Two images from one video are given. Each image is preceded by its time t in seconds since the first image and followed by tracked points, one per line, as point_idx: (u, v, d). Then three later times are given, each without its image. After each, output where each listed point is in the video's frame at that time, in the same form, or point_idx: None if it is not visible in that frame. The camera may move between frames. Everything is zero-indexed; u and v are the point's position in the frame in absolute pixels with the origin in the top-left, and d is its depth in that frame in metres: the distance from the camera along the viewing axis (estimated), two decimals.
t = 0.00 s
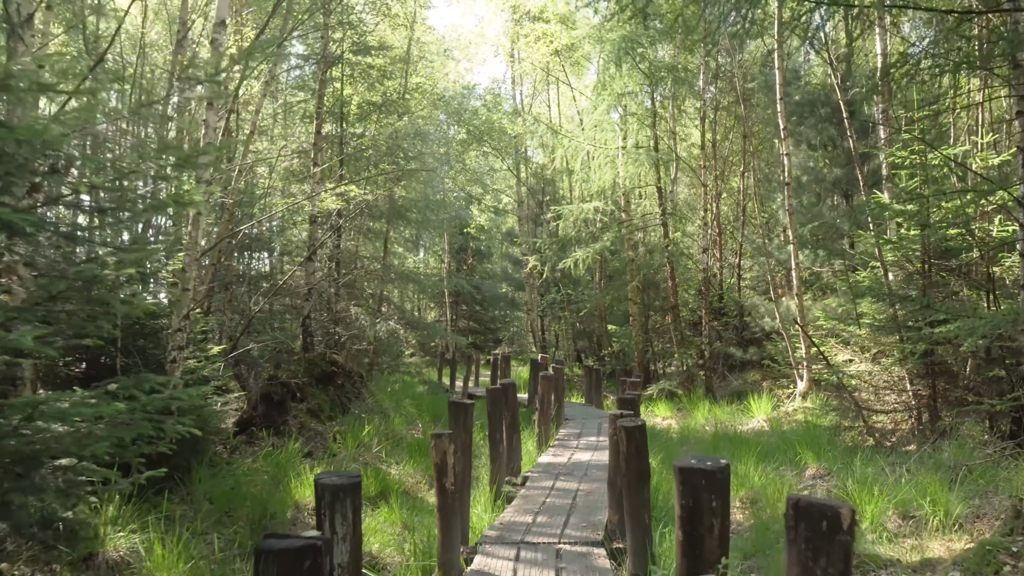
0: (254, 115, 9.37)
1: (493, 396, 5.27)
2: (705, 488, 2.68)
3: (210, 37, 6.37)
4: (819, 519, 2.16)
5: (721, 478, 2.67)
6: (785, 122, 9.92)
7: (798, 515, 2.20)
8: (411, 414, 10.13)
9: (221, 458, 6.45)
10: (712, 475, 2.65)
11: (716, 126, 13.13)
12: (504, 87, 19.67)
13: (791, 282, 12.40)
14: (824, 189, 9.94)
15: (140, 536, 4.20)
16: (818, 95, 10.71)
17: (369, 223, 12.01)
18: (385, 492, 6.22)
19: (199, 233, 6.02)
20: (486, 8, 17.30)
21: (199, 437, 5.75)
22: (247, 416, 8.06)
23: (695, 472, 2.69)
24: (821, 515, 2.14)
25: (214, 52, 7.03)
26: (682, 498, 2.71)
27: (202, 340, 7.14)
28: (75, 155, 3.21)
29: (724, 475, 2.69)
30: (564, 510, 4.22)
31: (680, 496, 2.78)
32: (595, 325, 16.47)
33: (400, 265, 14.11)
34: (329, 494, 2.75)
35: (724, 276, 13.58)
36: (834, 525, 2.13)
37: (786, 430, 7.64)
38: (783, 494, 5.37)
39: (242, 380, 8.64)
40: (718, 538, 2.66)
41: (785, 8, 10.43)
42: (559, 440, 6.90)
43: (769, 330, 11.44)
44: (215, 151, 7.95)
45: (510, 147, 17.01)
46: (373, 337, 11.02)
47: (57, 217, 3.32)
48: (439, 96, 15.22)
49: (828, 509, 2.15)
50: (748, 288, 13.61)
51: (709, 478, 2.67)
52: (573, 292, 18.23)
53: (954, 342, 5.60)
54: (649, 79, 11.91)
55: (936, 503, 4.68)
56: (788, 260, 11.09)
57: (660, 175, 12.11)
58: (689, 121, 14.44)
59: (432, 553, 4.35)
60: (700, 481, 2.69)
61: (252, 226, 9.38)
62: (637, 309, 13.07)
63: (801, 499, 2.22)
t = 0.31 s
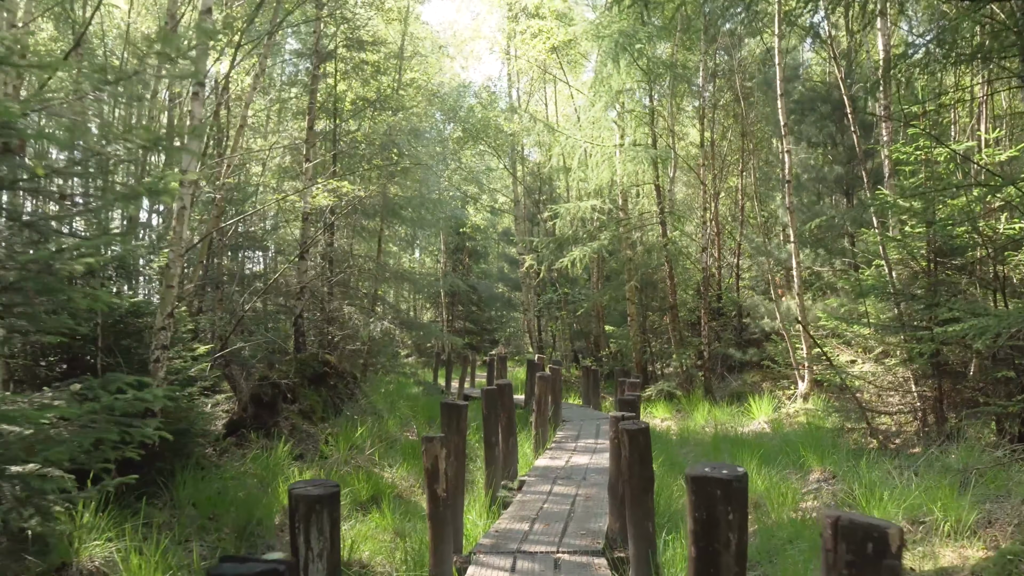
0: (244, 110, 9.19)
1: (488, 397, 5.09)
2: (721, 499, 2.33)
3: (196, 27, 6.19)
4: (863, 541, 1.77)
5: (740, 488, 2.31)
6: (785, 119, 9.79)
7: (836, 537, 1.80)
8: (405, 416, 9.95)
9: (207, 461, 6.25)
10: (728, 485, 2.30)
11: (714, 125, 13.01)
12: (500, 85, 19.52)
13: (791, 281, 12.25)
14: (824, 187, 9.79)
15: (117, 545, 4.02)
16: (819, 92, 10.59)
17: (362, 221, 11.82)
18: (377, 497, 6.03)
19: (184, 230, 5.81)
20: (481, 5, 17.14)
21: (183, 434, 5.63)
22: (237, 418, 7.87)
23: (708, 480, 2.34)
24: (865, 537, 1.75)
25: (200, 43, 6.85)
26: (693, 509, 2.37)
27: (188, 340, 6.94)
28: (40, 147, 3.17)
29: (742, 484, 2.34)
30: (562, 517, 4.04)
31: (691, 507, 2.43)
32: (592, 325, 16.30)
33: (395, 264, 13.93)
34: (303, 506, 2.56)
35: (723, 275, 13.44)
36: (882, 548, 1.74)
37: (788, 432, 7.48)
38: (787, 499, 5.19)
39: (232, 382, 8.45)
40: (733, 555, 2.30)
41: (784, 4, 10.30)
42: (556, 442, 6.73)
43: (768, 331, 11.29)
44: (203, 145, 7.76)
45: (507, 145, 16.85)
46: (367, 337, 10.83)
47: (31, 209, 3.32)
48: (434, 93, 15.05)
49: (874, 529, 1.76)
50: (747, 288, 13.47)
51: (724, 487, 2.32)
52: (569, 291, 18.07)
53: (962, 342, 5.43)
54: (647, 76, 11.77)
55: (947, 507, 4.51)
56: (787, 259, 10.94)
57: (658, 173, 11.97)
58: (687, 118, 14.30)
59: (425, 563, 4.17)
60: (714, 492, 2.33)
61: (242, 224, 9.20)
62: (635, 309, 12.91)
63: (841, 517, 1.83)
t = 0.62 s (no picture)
0: (234, 103, 8.97)
1: (483, 399, 4.88)
2: (750, 522, 1.98)
3: (182, 13, 5.98)
4: None
5: (771, 510, 1.96)
6: (786, 115, 9.62)
7: None
8: (399, 417, 9.73)
9: (192, 466, 6.01)
10: (758, 506, 1.96)
11: (713, 122, 12.84)
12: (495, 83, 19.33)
13: (790, 281, 12.09)
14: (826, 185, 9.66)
15: (89, 557, 3.79)
16: (819, 88, 10.43)
17: (355, 218, 11.62)
18: (369, 503, 5.80)
19: (166, 225, 5.57)
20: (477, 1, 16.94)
21: (166, 437, 5.53)
22: (225, 420, 7.63)
23: (733, 500, 2.00)
24: None
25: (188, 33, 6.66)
26: (718, 535, 2.02)
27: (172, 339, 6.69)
28: (1, 133, 3.33)
29: (773, 505, 1.98)
30: (561, 526, 3.84)
31: (712, 531, 2.08)
32: (588, 325, 16.12)
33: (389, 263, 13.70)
34: (274, 528, 2.38)
35: (721, 274, 13.28)
36: None
37: (790, 434, 7.30)
38: (792, 503, 4.99)
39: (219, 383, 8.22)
40: None
41: None
42: (554, 445, 6.52)
43: (768, 331, 11.12)
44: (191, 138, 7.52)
45: (501, 143, 16.63)
46: (359, 337, 10.60)
47: None
48: (428, 89, 14.84)
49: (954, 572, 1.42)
50: (745, 287, 13.32)
51: (754, 509, 1.97)
52: (565, 291, 17.88)
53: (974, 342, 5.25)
54: (645, 72, 11.59)
55: (958, 513, 4.33)
56: (788, 258, 10.77)
57: (655, 171, 11.79)
58: (685, 116, 14.13)
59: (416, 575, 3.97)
60: (740, 513, 1.99)
61: (231, 221, 8.96)
62: (632, 309, 12.73)
63: (912, 555, 1.48)
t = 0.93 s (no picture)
0: (224, 98, 8.77)
1: (479, 401, 4.72)
2: (784, 545, 1.69)
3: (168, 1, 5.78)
4: None
5: (810, 531, 1.68)
6: (786, 113, 9.50)
7: None
8: (392, 419, 9.55)
9: (177, 471, 5.80)
10: (795, 526, 1.67)
11: (710, 120, 12.74)
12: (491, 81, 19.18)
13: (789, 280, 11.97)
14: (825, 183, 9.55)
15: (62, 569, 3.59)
16: (819, 85, 10.33)
17: (349, 216, 11.44)
18: (360, 509, 5.62)
19: (151, 221, 5.35)
20: None
21: (149, 440, 5.39)
22: (213, 422, 7.44)
23: (765, 520, 1.71)
24: None
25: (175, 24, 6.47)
26: (747, 559, 1.73)
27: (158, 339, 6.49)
28: None
29: (811, 526, 1.70)
30: (561, 535, 3.68)
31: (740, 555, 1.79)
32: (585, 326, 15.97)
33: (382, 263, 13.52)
34: (242, 552, 1.97)
35: (719, 274, 13.16)
36: None
37: (792, 436, 7.16)
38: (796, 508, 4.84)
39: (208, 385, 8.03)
40: None
41: None
42: (551, 447, 6.37)
43: (767, 331, 11.00)
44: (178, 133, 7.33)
45: (497, 141, 16.47)
46: (352, 337, 10.42)
47: None
48: (423, 87, 14.67)
49: None
50: (743, 287, 13.19)
51: (789, 529, 1.68)
52: (561, 291, 17.73)
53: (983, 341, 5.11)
54: (643, 69, 11.45)
55: (972, 519, 4.17)
56: (786, 258, 10.65)
57: (653, 170, 11.66)
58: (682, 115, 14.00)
59: None
60: (774, 535, 1.70)
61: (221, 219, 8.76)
62: (630, 309, 12.59)
63: None
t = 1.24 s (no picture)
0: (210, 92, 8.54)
1: (474, 404, 4.54)
2: None
3: None
4: None
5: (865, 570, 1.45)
6: (785, 109, 9.38)
7: None
8: (385, 420, 9.34)
9: (160, 476, 5.58)
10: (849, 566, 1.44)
11: (706, 118, 12.62)
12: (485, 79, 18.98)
13: (786, 279, 11.85)
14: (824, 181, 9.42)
15: None
16: (818, 82, 10.21)
17: (340, 214, 11.21)
18: (350, 516, 5.42)
19: (132, 216, 5.14)
20: None
21: (131, 445, 5.17)
22: (199, 425, 7.22)
23: (814, 557, 1.48)
24: None
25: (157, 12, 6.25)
26: None
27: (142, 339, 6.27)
28: None
29: (867, 563, 1.47)
30: (561, 547, 3.50)
31: None
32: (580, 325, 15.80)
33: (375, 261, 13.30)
34: None
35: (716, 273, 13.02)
36: None
37: (793, 439, 7.00)
38: (802, 514, 4.68)
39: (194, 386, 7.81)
40: None
41: None
42: (548, 450, 6.19)
43: (764, 331, 10.87)
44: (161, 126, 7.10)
45: (491, 139, 16.28)
46: (344, 338, 10.20)
47: None
48: (415, 84, 14.46)
49: None
50: (740, 286, 13.06)
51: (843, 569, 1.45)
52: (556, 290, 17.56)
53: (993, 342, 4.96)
54: (640, 64, 11.32)
55: (988, 528, 4.01)
56: (784, 257, 10.52)
57: (649, 167, 11.51)
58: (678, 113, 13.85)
59: None
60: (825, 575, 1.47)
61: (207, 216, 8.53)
62: (626, 308, 12.44)
63: None
